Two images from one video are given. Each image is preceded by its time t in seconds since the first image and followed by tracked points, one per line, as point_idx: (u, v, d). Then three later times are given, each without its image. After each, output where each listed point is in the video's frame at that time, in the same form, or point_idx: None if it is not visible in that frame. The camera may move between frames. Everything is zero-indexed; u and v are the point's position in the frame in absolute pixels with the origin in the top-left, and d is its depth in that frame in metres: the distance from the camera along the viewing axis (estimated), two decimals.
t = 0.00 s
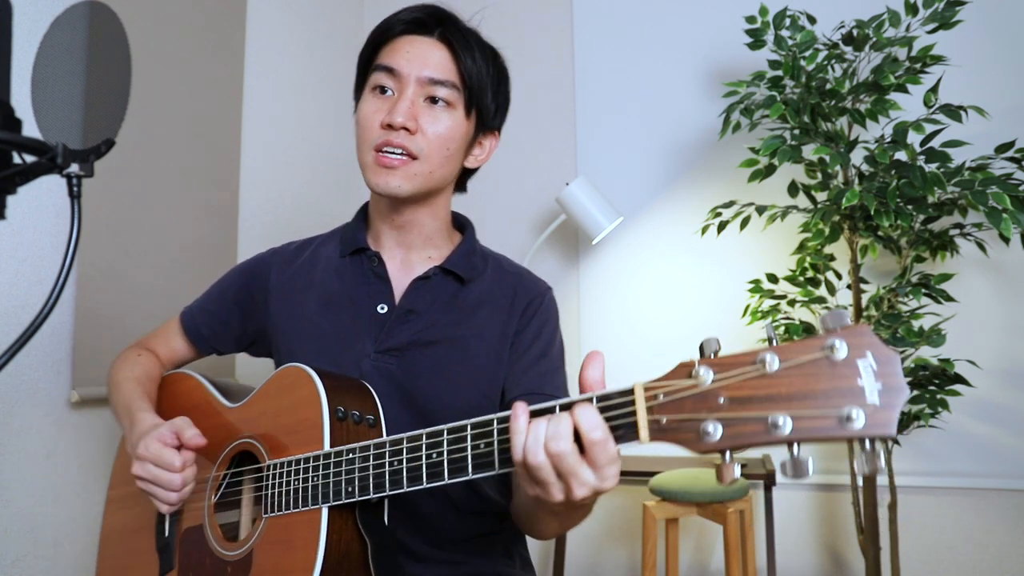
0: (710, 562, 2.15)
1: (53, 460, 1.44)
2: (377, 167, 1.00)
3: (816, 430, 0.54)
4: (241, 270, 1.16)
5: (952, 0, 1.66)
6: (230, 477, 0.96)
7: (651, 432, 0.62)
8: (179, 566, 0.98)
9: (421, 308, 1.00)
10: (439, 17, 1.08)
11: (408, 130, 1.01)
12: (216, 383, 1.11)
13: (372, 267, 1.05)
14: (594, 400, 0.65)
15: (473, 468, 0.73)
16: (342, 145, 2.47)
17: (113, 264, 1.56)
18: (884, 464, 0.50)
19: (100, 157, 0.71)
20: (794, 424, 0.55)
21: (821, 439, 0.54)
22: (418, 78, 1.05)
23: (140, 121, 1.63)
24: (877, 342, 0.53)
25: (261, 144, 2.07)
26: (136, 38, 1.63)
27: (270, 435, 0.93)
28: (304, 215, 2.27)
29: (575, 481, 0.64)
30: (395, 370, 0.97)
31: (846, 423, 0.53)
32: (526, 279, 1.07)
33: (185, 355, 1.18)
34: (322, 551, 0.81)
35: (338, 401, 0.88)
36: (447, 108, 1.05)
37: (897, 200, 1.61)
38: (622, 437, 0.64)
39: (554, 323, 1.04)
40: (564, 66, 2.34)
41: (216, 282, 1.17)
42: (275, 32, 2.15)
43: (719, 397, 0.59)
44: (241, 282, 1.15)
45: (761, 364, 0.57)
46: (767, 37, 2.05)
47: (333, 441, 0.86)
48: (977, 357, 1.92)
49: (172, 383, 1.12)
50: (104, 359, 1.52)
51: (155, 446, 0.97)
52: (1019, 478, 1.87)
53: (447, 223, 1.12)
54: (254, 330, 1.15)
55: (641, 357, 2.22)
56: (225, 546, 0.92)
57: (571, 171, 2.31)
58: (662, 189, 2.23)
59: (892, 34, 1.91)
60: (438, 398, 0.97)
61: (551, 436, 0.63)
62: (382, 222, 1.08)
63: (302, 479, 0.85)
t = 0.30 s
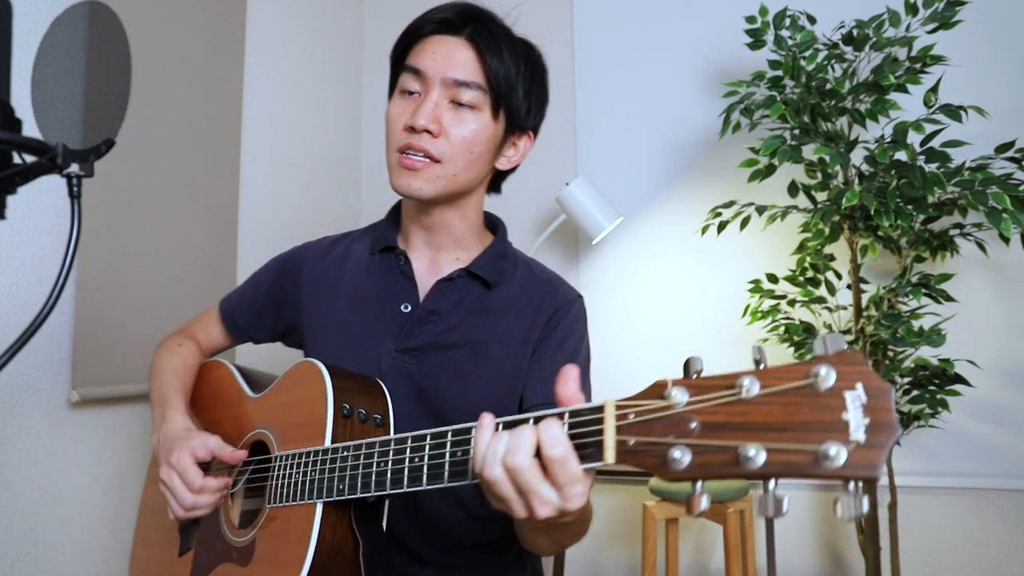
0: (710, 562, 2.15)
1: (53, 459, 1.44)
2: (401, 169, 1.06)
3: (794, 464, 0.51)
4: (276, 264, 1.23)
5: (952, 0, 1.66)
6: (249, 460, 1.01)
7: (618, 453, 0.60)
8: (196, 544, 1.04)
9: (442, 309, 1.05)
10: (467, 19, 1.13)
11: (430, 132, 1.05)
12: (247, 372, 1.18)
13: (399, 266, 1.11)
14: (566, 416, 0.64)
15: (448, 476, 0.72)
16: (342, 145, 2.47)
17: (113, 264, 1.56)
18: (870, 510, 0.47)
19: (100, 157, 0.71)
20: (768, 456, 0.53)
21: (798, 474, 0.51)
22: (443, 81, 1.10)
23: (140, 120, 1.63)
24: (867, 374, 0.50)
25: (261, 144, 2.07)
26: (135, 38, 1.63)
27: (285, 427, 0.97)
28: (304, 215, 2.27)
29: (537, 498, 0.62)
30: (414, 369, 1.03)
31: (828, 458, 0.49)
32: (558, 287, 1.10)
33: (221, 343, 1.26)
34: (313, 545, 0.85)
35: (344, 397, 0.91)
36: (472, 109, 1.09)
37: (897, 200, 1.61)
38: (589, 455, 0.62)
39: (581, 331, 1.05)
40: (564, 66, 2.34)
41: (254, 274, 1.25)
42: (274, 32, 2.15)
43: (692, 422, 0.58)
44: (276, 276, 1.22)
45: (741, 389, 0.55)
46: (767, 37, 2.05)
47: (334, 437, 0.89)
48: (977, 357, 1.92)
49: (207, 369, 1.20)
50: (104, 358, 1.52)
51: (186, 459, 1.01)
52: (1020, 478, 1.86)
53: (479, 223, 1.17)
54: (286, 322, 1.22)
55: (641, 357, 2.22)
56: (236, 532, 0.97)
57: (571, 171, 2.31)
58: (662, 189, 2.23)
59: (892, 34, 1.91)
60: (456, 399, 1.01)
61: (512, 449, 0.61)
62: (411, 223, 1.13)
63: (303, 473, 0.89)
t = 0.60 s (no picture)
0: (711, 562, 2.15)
1: (53, 459, 1.44)
2: (411, 167, 1.07)
3: (741, 533, 0.50)
4: (303, 261, 1.26)
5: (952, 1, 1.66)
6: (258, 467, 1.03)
7: (566, 496, 0.59)
8: (212, 531, 1.08)
9: (455, 312, 1.06)
10: (479, 12, 1.13)
11: (438, 129, 1.06)
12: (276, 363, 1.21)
13: (415, 267, 1.12)
14: (525, 452, 0.63)
15: (417, 495, 0.71)
16: (341, 146, 2.47)
17: (113, 264, 1.56)
18: None
19: (100, 157, 0.71)
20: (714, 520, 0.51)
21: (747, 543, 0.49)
22: (453, 78, 1.10)
23: (139, 120, 1.63)
24: (830, 446, 0.48)
25: (260, 144, 2.07)
26: (134, 38, 1.63)
27: (294, 425, 0.99)
28: (303, 216, 2.26)
29: (481, 533, 0.61)
30: (424, 371, 1.04)
31: (778, 531, 0.47)
32: (577, 290, 1.09)
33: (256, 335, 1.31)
34: (303, 548, 0.87)
35: (347, 401, 0.92)
36: (483, 104, 1.10)
37: (897, 200, 1.61)
38: (539, 494, 0.60)
39: (600, 333, 1.03)
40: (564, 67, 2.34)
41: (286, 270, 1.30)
42: (274, 32, 2.15)
43: (642, 472, 0.56)
44: (302, 274, 1.25)
45: (699, 443, 0.53)
46: (767, 37, 2.05)
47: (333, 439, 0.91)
48: (977, 357, 1.92)
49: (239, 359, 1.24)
50: (104, 359, 1.52)
51: (201, 435, 1.08)
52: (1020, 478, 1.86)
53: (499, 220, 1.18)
54: (312, 319, 1.25)
55: (641, 357, 2.22)
56: (245, 521, 1.00)
57: (571, 171, 2.31)
58: (662, 190, 2.23)
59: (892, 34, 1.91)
60: (466, 403, 1.03)
61: (456, 480, 0.61)
62: (428, 222, 1.14)
63: (299, 473, 0.90)
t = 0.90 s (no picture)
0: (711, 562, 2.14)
1: (53, 459, 1.44)
2: (407, 154, 1.07)
3: None
4: (310, 261, 1.27)
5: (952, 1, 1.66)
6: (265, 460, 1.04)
7: (531, 533, 0.60)
8: (218, 527, 1.09)
9: (454, 315, 1.06)
10: None
11: (433, 113, 1.07)
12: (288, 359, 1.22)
13: (415, 269, 1.12)
14: (495, 482, 0.64)
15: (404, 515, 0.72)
16: (341, 146, 2.47)
17: (114, 264, 1.56)
18: None
19: (100, 157, 0.71)
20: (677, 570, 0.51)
21: None
22: (449, 63, 1.11)
23: (139, 120, 1.63)
24: (804, 506, 0.47)
25: (260, 144, 2.07)
26: (134, 38, 1.63)
27: (296, 427, 1.00)
28: (303, 217, 2.26)
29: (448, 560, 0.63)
30: (425, 374, 1.05)
31: None
32: (581, 289, 1.07)
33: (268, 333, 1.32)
34: (296, 554, 0.88)
35: (345, 406, 0.93)
36: (479, 88, 1.10)
37: (897, 199, 1.61)
38: (506, 527, 0.62)
39: (604, 333, 1.01)
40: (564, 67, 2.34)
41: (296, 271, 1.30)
42: (274, 32, 2.15)
43: (607, 514, 0.56)
44: (309, 274, 1.27)
45: (667, 488, 0.53)
46: (768, 37, 2.05)
47: (330, 446, 0.92)
48: (977, 357, 1.92)
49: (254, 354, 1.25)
50: (104, 359, 1.52)
51: (206, 429, 1.09)
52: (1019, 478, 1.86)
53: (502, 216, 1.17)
54: (320, 320, 1.26)
55: (641, 357, 2.22)
56: (249, 519, 1.01)
57: (572, 171, 2.31)
58: (662, 190, 2.23)
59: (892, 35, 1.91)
60: (466, 407, 1.03)
61: (421, 511, 0.62)
62: (428, 220, 1.14)
63: (294, 479, 0.92)
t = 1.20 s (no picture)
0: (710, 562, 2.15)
1: (53, 459, 1.44)
2: (410, 155, 1.06)
3: None
4: (293, 261, 1.26)
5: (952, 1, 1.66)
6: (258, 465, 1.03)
7: (584, 536, 0.58)
8: (208, 538, 1.07)
9: (450, 313, 1.05)
10: (487, 4, 1.14)
11: (440, 117, 1.06)
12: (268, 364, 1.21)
13: (409, 268, 1.12)
14: (539, 484, 0.62)
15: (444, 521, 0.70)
16: (341, 146, 2.47)
17: (113, 264, 1.55)
18: None
19: (100, 157, 0.71)
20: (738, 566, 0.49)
21: None
22: (458, 67, 1.10)
23: (139, 120, 1.63)
24: (860, 496, 0.46)
25: (260, 144, 2.07)
26: (134, 38, 1.63)
27: (291, 434, 0.99)
28: (303, 217, 2.26)
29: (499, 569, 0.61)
30: (420, 373, 1.04)
31: None
32: (572, 288, 1.08)
33: (244, 336, 1.30)
34: (304, 562, 0.87)
35: (347, 412, 0.92)
36: (486, 96, 1.09)
37: (897, 200, 1.61)
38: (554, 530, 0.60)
39: (597, 332, 1.04)
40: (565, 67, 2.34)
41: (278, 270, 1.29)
42: (274, 31, 2.15)
43: (662, 515, 0.55)
44: (292, 274, 1.25)
45: (723, 488, 0.51)
46: (767, 37, 2.06)
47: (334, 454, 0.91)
48: (977, 357, 1.92)
49: (232, 360, 1.24)
50: (104, 359, 1.52)
51: (209, 465, 1.03)
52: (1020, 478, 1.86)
53: (494, 219, 1.17)
54: (304, 321, 1.25)
55: (641, 357, 2.22)
56: (243, 529, 1.00)
57: (571, 171, 2.31)
58: (662, 190, 2.23)
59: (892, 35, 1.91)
60: (462, 406, 1.03)
61: (471, 519, 0.61)
62: (423, 219, 1.14)
63: (300, 487, 0.90)
